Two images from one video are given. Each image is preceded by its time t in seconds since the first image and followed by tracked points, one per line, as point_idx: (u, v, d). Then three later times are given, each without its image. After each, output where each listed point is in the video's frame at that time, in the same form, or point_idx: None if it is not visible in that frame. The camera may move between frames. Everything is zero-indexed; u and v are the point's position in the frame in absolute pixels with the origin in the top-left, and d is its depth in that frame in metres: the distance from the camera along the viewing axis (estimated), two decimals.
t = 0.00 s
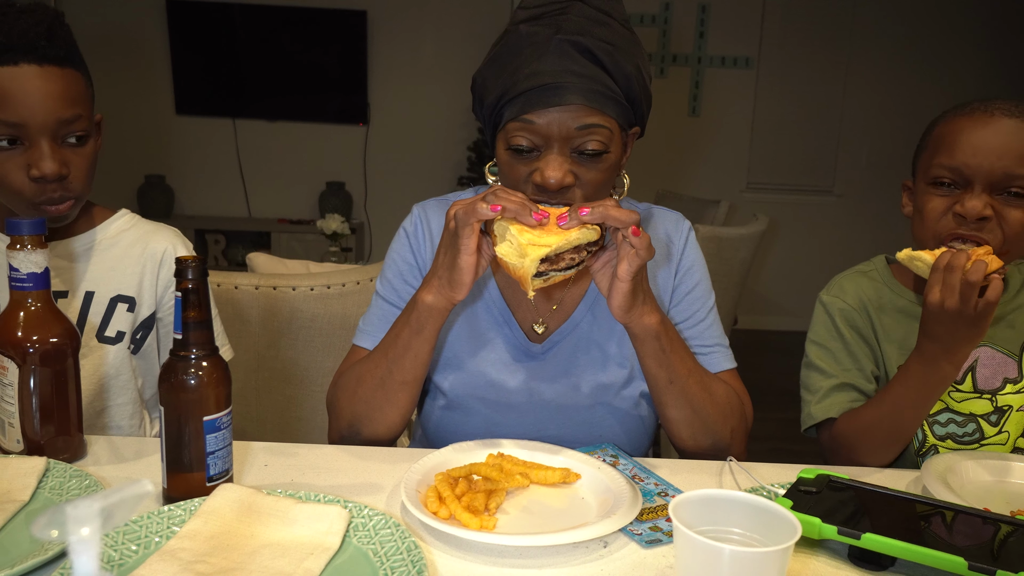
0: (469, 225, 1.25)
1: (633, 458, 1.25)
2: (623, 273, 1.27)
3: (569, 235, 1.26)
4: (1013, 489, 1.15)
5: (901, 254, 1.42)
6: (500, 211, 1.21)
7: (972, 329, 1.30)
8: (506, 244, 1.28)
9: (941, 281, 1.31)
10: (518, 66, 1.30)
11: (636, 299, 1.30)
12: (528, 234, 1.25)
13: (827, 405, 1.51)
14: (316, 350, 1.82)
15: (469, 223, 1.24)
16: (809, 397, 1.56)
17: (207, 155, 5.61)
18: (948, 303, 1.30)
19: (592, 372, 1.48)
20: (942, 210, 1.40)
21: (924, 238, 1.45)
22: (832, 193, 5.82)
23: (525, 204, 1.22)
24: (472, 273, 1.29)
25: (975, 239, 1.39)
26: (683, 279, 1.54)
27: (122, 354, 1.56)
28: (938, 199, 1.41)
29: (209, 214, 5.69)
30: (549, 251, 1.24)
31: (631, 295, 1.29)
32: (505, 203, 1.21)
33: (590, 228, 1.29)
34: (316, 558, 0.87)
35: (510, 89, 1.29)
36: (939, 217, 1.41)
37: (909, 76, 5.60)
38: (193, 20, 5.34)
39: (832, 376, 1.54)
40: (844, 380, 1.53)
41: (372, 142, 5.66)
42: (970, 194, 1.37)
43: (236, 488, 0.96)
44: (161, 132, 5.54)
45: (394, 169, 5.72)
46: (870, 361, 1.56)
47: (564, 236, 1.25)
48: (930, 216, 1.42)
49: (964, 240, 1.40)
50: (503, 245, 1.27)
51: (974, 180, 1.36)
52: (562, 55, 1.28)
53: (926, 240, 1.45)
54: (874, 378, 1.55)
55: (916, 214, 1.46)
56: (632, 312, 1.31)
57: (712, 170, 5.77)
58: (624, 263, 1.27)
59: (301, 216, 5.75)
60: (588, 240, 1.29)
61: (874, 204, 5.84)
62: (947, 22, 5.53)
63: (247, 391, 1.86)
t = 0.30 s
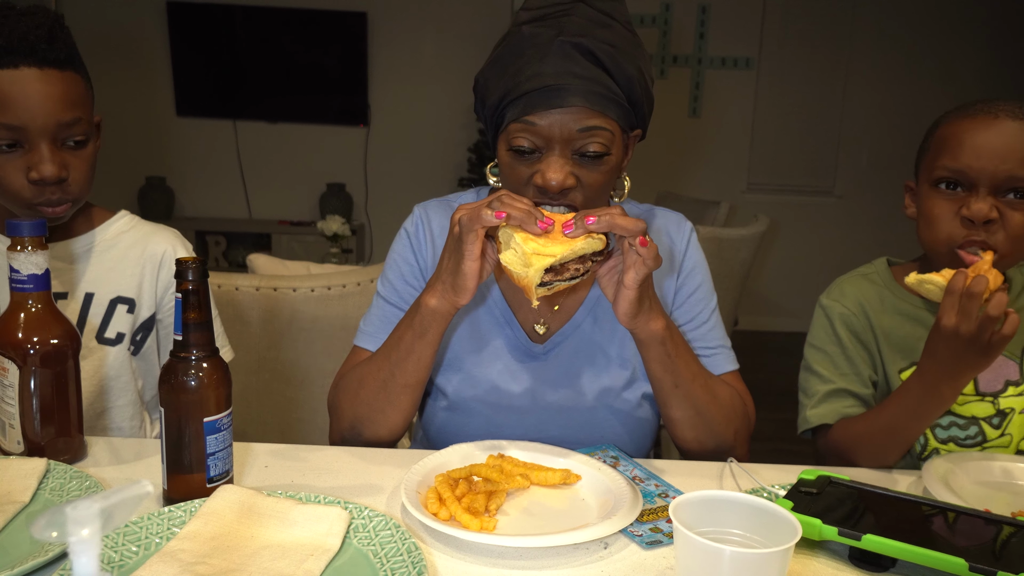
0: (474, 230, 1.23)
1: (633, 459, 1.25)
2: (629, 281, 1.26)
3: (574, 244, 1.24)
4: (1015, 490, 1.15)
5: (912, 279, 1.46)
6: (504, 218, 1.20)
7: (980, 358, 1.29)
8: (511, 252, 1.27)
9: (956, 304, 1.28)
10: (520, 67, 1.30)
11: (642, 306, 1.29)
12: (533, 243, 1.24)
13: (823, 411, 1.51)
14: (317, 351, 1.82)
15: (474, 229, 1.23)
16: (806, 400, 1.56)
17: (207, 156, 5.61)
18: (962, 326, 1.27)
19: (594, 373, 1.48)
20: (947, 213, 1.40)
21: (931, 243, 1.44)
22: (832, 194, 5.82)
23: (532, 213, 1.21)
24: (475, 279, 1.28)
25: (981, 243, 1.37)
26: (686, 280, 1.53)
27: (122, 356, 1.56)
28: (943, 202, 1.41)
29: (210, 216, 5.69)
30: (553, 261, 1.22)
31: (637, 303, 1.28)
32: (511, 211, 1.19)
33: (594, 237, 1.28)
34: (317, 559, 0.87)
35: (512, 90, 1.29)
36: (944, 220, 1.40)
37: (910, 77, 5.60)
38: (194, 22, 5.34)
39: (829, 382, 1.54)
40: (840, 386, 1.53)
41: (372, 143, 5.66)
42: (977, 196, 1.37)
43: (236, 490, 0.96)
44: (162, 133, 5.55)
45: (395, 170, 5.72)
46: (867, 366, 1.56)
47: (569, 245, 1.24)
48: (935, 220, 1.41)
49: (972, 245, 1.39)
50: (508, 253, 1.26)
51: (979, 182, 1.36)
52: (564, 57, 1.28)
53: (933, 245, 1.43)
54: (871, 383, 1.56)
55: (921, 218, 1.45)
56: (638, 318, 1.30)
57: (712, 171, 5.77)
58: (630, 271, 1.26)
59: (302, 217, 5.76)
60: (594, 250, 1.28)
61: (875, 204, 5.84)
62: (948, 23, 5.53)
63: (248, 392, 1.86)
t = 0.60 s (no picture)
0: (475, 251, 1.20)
1: (632, 460, 1.25)
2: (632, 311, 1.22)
3: (576, 277, 1.19)
4: (1016, 491, 1.15)
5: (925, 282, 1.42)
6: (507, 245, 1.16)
7: (975, 377, 1.25)
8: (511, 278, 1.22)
9: (958, 320, 1.24)
10: (524, 70, 1.29)
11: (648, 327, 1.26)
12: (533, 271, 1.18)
13: (820, 414, 1.52)
14: (317, 353, 1.82)
15: (476, 251, 1.19)
16: (805, 402, 1.56)
17: (208, 157, 5.62)
18: (959, 343, 1.23)
19: (596, 374, 1.48)
20: (976, 214, 1.39)
21: (956, 242, 1.42)
22: (833, 195, 5.82)
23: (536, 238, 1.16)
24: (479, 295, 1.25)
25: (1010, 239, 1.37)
26: (689, 281, 1.52)
27: (122, 357, 1.56)
28: (971, 203, 1.40)
29: (211, 217, 5.70)
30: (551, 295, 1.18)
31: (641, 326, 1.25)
32: (514, 237, 1.15)
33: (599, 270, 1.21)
34: (318, 561, 0.87)
35: (516, 93, 1.29)
36: (974, 220, 1.39)
37: (911, 77, 5.60)
38: (195, 24, 5.35)
39: (828, 385, 1.55)
40: (839, 389, 1.53)
41: (373, 145, 5.66)
42: (1003, 193, 1.36)
43: (236, 492, 0.96)
44: (163, 135, 5.55)
45: (396, 171, 5.72)
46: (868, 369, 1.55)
47: (571, 278, 1.18)
48: (964, 220, 1.40)
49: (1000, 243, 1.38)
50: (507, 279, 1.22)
51: (1004, 178, 1.36)
52: (568, 59, 1.27)
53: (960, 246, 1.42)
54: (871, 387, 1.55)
55: (943, 218, 1.44)
56: (643, 336, 1.27)
57: (713, 172, 5.77)
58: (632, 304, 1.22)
59: (302, 219, 5.76)
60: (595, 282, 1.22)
61: (875, 206, 5.83)
62: (949, 22, 5.52)
63: (249, 394, 1.86)
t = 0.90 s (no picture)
0: (469, 335, 1.05)
1: (633, 461, 1.25)
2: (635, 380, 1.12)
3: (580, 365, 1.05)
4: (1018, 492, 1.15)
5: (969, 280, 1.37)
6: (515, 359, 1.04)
7: (972, 383, 1.26)
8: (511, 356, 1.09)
9: (977, 324, 1.24)
10: (525, 68, 1.29)
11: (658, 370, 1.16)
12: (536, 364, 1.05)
13: (819, 413, 1.51)
14: (318, 353, 1.81)
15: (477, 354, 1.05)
16: (805, 401, 1.56)
17: (209, 157, 5.62)
18: (966, 343, 1.23)
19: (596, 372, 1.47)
20: (998, 220, 1.38)
21: (977, 243, 1.40)
22: (834, 196, 5.81)
23: (536, 335, 1.01)
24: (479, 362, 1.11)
25: None
26: (692, 276, 1.51)
27: (122, 356, 1.56)
28: (994, 207, 1.39)
29: (212, 217, 5.70)
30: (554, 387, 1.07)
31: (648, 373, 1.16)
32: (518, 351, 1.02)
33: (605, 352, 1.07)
34: (319, 561, 0.87)
35: (518, 90, 1.28)
36: (997, 225, 1.38)
37: (913, 78, 5.59)
38: (196, 24, 5.35)
39: (828, 383, 1.54)
40: (839, 388, 1.53)
41: (374, 145, 5.66)
42: None
43: (237, 491, 0.96)
44: (165, 135, 5.55)
45: (397, 171, 5.72)
46: (868, 368, 1.55)
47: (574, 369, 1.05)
48: (986, 225, 1.39)
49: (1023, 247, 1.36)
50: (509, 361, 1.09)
51: None
52: (570, 57, 1.27)
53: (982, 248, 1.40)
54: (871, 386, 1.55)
55: (962, 220, 1.43)
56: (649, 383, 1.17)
57: (715, 172, 5.77)
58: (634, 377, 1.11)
59: (304, 219, 5.76)
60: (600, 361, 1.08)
61: (877, 206, 5.83)
62: (951, 22, 5.52)
63: (250, 394, 1.86)
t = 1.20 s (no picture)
0: (467, 413, 1.03)
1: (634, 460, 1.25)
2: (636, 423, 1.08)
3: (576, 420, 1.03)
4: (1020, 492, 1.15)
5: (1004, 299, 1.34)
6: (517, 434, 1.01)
7: (966, 399, 1.26)
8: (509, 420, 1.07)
9: (992, 345, 1.23)
10: (522, 71, 1.28)
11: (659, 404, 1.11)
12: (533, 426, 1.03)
13: (815, 411, 1.51)
14: (318, 351, 1.81)
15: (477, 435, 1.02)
16: (803, 399, 1.56)
17: (210, 156, 5.62)
18: (972, 355, 1.23)
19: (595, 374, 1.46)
20: (1003, 223, 1.37)
21: (983, 247, 1.39)
22: (836, 195, 5.80)
23: (533, 403, 0.99)
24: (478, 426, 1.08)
25: None
26: (693, 279, 1.50)
27: (125, 351, 1.56)
28: (999, 211, 1.39)
29: (213, 215, 5.70)
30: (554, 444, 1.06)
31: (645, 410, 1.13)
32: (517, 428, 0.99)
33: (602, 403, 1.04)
34: (319, 560, 0.87)
35: (514, 94, 1.27)
36: (1002, 230, 1.37)
37: (915, 79, 5.59)
38: (197, 22, 5.35)
39: (826, 382, 1.54)
40: (837, 387, 1.53)
41: (375, 144, 5.66)
42: None
43: (239, 489, 0.96)
44: (166, 133, 5.55)
45: (398, 170, 5.72)
46: (867, 369, 1.55)
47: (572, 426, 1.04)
48: (993, 229, 1.38)
49: None
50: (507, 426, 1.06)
51: None
52: (566, 60, 1.27)
53: (988, 252, 1.38)
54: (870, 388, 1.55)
55: (969, 224, 1.42)
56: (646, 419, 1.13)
57: (716, 172, 5.77)
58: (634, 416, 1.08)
59: (305, 217, 5.76)
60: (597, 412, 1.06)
61: (877, 206, 5.83)
62: (952, 22, 5.52)
63: (251, 392, 1.86)
